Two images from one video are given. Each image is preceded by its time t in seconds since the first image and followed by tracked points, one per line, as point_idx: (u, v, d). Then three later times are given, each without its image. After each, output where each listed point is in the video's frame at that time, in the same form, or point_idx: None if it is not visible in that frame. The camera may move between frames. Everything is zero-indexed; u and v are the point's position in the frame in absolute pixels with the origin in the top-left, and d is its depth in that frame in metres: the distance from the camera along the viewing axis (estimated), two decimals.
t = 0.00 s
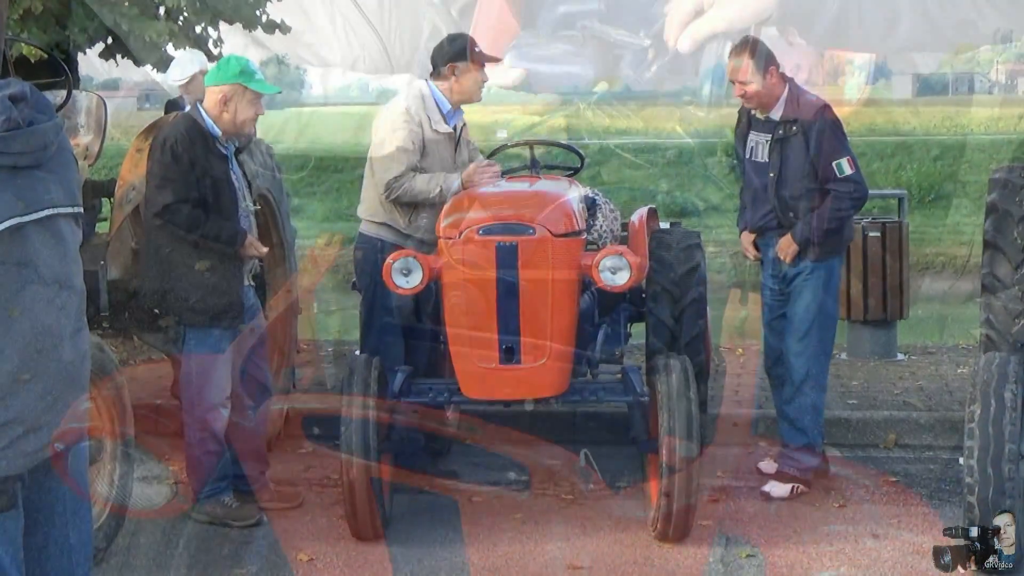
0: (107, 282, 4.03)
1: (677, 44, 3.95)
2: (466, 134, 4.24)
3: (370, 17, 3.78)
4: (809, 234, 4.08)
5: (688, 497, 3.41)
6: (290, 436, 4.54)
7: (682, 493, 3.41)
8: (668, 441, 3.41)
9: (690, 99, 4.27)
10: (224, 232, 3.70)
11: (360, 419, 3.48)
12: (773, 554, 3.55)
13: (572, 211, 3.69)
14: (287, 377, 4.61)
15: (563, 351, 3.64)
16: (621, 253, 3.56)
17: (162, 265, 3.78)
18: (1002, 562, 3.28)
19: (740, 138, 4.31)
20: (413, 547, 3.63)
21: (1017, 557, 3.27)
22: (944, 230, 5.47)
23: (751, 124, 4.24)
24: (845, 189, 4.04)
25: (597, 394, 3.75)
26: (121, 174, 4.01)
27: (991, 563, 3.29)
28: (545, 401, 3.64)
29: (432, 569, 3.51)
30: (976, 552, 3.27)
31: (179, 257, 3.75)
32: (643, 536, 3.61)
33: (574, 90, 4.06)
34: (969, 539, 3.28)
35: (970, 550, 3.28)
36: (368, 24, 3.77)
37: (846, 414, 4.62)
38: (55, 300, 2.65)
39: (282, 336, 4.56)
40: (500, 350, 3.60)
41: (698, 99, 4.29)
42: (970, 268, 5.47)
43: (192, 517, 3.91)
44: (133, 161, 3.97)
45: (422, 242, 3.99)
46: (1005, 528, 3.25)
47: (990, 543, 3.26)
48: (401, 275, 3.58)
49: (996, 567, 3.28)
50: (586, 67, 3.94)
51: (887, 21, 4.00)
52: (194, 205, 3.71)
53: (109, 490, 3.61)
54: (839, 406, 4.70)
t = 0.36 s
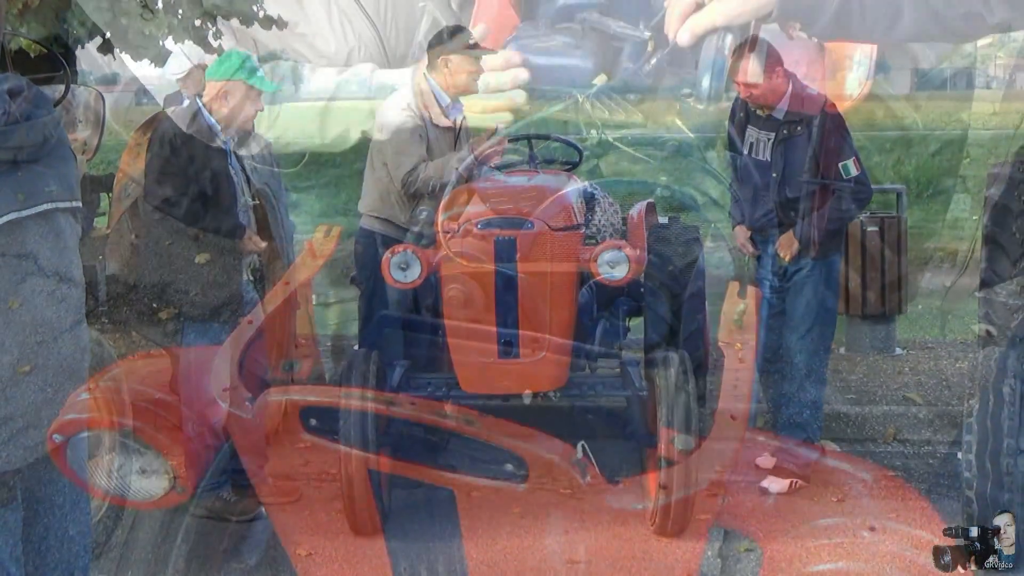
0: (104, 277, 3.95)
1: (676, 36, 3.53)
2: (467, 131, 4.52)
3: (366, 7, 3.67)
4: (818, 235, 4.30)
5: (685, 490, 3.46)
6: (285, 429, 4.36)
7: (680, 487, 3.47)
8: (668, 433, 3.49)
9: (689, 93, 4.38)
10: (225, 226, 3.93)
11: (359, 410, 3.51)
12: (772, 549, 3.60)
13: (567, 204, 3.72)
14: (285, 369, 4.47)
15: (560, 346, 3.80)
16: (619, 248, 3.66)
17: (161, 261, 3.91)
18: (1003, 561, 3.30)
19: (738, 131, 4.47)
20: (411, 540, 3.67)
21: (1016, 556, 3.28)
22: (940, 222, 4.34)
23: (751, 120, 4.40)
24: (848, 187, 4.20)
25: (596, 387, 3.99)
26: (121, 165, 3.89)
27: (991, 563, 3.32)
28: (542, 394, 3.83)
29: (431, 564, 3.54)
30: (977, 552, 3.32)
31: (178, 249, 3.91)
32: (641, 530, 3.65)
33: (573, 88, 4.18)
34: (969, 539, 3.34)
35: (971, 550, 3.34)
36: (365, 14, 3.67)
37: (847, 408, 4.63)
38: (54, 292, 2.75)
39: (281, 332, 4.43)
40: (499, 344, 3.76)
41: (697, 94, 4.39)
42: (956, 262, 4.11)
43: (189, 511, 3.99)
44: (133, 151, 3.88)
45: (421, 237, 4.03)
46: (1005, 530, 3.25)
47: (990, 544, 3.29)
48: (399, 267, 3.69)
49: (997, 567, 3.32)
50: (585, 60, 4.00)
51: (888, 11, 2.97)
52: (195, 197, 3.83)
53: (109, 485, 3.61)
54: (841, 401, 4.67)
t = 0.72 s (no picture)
0: (103, 269, 4.31)
1: (676, 30, 3.95)
2: (468, 122, 4.12)
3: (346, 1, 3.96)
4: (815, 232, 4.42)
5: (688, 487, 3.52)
6: (287, 424, 3.78)
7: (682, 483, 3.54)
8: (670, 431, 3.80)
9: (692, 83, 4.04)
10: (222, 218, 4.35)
11: (360, 405, 3.70)
12: (774, 542, 3.70)
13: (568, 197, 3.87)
14: (285, 364, 4.18)
15: (559, 341, 4.06)
16: (622, 246, 3.86)
17: (162, 252, 4.39)
18: (1002, 562, 3.39)
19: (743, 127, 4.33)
20: (411, 535, 3.74)
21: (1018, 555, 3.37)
22: (941, 217, 3.77)
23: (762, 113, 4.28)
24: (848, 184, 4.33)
25: (597, 382, 4.09)
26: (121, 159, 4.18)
27: (990, 563, 3.40)
28: (541, 389, 4.01)
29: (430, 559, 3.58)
30: (977, 552, 3.43)
31: (176, 242, 4.44)
32: (642, 527, 3.59)
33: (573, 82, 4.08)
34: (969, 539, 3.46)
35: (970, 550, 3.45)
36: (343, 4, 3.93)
37: (846, 404, 3.90)
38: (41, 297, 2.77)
39: (282, 322, 4.33)
40: (501, 339, 4.04)
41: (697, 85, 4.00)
42: (959, 261, 3.73)
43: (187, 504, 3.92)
44: (132, 145, 4.11)
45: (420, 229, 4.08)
46: (1006, 531, 3.39)
47: (990, 544, 3.41)
48: (402, 263, 4.06)
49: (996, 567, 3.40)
50: (585, 52, 4.07)
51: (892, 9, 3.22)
52: (194, 192, 4.35)
53: (109, 477, 3.76)
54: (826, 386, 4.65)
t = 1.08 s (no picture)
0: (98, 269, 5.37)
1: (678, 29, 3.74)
2: (465, 118, 3.94)
3: (324, 4, 4.26)
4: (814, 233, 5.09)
5: (690, 484, 3.30)
6: (289, 421, 3.60)
7: (684, 481, 3.32)
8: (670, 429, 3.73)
9: (690, 84, 4.19)
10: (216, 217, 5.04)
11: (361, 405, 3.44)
12: (774, 539, 3.57)
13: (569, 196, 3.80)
14: (285, 361, 4.16)
15: (556, 340, 3.99)
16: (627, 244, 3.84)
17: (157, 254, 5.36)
18: (1002, 561, 3.17)
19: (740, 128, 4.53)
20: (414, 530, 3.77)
21: (1017, 555, 3.18)
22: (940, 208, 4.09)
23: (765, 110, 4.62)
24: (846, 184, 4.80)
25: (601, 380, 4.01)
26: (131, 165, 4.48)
27: (991, 563, 3.19)
28: (540, 388, 4.02)
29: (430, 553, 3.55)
30: (977, 551, 3.21)
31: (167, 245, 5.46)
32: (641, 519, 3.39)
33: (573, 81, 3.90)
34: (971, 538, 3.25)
35: (971, 548, 3.23)
36: (321, 9, 4.22)
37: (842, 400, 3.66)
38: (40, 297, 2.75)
39: (281, 322, 4.30)
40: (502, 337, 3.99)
41: (696, 87, 4.10)
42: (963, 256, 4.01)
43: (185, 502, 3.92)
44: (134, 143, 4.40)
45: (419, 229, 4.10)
46: (1006, 530, 3.09)
47: (990, 543, 3.16)
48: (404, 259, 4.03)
49: (996, 567, 3.20)
50: (585, 51, 3.86)
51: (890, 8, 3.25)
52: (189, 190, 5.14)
53: (110, 473, 3.74)
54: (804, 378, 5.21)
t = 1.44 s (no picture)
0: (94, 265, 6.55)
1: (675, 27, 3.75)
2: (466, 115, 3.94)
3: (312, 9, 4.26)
4: (809, 232, 5.34)
5: (687, 479, 3.20)
6: (286, 416, 3.57)
7: (681, 477, 3.23)
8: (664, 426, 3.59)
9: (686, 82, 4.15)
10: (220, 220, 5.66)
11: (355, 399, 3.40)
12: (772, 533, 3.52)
13: (567, 194, 3.93)
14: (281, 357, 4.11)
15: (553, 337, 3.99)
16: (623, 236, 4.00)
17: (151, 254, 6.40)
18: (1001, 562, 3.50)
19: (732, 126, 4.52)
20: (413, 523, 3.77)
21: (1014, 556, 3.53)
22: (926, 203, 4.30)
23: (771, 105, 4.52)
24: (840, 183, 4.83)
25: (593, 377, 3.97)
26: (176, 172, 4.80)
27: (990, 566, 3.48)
28: (536, 383, 3.85)
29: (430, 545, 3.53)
30: (977, 552, 3.46)
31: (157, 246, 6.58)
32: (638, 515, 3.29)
33: (572, 79, 4.00)
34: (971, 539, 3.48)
35: (971, 549, 3.46)
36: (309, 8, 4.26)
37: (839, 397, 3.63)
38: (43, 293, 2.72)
39: (278, 315, 4.17)
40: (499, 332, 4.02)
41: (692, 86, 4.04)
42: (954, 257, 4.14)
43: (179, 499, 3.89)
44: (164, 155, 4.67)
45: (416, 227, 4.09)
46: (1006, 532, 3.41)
47: (990, 545, 3.46)
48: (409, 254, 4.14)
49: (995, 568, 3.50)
50: (583, 50, 3.94)
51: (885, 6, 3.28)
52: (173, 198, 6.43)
53: (106, 469, 3.72)
54: (800, 378, 5.29)
